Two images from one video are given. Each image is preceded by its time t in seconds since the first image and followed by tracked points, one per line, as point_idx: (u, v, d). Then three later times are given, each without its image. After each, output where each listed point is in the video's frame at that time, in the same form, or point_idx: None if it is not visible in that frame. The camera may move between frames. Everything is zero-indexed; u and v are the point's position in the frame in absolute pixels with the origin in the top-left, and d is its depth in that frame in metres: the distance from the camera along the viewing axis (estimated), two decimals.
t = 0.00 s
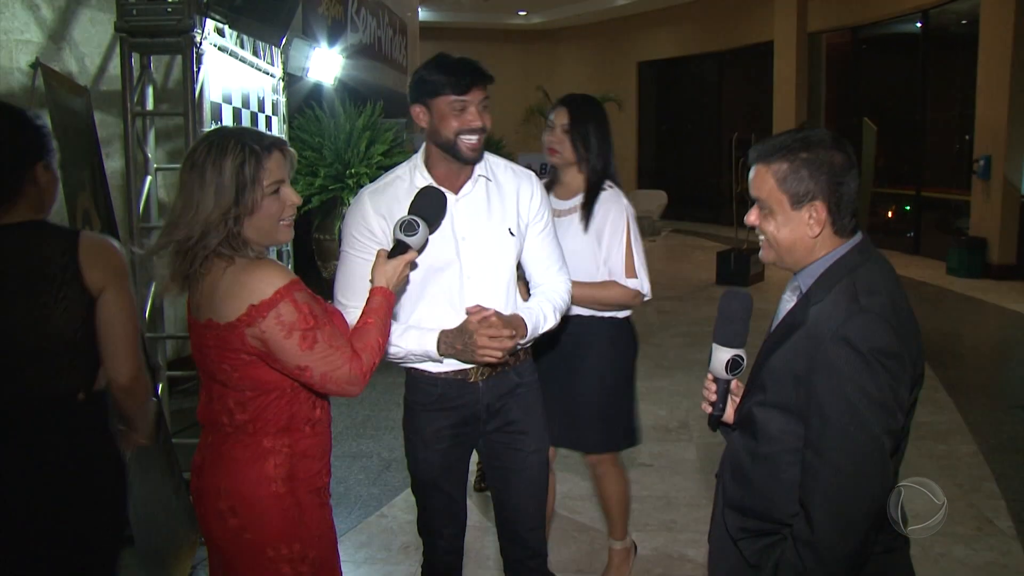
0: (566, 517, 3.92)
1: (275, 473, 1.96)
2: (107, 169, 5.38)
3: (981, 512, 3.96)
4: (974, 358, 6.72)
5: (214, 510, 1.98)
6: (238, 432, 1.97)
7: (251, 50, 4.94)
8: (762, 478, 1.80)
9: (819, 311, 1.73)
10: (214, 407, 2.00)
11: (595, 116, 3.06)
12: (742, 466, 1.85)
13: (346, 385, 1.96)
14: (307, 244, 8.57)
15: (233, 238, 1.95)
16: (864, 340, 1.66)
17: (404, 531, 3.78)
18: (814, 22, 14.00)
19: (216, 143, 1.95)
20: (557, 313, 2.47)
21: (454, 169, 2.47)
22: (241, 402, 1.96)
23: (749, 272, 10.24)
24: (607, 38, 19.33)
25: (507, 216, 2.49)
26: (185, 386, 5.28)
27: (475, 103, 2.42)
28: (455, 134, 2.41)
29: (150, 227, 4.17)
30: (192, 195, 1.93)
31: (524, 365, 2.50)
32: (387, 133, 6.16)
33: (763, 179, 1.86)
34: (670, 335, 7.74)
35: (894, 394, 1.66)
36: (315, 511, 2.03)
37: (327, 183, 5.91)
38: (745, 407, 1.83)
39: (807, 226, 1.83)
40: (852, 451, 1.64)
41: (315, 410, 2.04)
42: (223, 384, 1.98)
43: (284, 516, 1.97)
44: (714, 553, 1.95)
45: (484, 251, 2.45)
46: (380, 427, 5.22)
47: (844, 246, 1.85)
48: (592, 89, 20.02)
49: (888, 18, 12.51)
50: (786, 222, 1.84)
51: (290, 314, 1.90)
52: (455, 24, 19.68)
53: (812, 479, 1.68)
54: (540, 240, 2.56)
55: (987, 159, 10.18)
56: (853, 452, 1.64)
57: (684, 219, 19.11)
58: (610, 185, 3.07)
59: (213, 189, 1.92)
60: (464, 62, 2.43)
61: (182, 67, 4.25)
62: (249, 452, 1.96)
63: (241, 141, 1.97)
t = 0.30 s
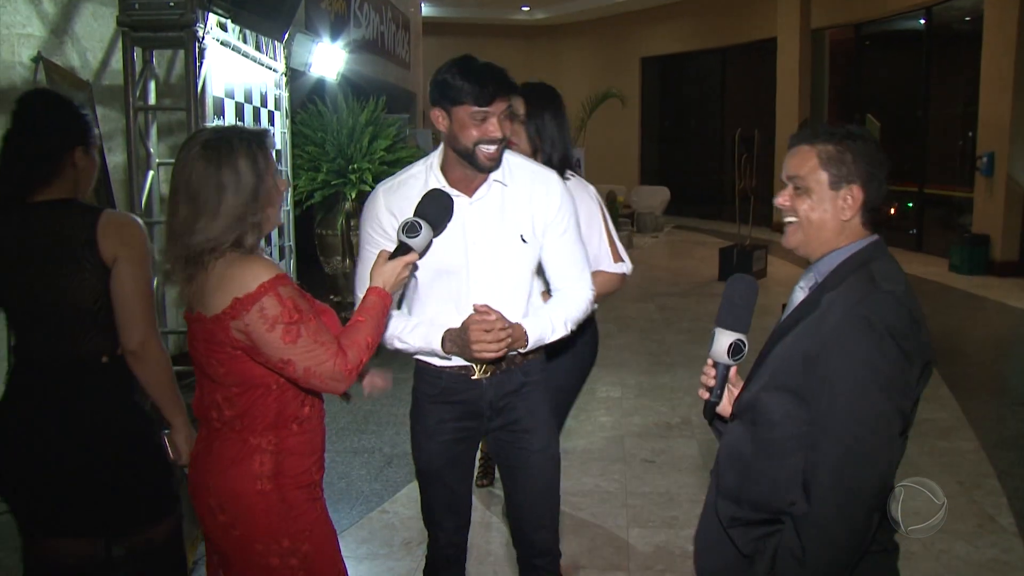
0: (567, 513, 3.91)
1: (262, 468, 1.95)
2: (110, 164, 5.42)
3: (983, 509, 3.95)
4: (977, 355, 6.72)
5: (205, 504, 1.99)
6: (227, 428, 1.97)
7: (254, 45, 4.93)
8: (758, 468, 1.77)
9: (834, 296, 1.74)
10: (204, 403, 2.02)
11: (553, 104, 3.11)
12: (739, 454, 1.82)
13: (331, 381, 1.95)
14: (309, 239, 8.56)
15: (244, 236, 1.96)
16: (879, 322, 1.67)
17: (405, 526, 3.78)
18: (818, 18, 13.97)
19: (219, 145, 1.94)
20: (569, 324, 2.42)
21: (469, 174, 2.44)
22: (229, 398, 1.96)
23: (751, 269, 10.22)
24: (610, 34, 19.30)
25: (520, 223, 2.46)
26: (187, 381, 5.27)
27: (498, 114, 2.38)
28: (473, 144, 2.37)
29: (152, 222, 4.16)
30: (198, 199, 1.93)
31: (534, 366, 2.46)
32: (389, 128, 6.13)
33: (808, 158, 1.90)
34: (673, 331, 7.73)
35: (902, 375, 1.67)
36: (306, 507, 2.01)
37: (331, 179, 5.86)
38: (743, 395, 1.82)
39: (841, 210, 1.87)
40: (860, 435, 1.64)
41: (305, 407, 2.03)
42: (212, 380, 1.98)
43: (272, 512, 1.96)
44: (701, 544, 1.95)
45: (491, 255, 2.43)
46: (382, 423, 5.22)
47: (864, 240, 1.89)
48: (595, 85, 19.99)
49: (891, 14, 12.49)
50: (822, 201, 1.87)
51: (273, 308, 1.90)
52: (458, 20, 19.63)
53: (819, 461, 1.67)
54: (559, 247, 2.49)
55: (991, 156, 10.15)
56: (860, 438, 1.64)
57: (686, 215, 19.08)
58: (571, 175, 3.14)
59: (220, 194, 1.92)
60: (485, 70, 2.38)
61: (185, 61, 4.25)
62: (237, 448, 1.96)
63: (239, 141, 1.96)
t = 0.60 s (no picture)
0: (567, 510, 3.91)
1: (263, 467, 1.96)
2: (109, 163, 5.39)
3: (982, 506, 3.95)
4: (976, 352, 6.72)
5: (206, 503, 1.99)
6: (226, 430, 1.97)
7: (253, 42, 4.92)
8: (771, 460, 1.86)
9: (864, 287, 1.85)
10: (202, 405, 2.02)
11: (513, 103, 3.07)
12: (746, 446, 1.89)
13: (318, 384, 1.95)
14: (309, 236, 8.56)
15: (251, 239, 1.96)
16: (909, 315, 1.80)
17: (406, 523, 3.78)
18: (817, 15, 13.96)
19: (227, 147, 1.94)
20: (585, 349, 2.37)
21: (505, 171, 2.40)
22: (225, 400, 1.96)
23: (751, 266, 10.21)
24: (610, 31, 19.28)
25: (546, 231, 2.40)
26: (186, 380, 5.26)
27: (525, 117, 2.31)
28: (500, 146, 2.34)
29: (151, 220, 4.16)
30: (200, 202, 1.92)
31: (557, 374, 2.41)
32: (389, 125, 6.11)
33: (822, 167, 1.97)
34: (673, 328, 7.73)
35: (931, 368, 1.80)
36: (309, 503, 2.02)
37: (330, 176, 5.87)
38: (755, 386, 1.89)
39: (852, 215, 1.95)
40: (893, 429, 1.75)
41: (303, 405, 2.03)
42: (207, 384, 1.98)
43: (273, 510, 1.96)
44: (701, 534, 1.97)
45: (513, 260, 2.40)
46: (383, 421, 5.22)
47: (858, 246, 1.97)
48: (595, 82, 19.98)
49: (891, 11, 12.49)
50: (834, 208, 1.95)
51: (263, 310, 1.90)
52: (458, 17, 19.60)
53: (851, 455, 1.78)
54: (591, 261, 2.41)
55: (990, 153, 10.14)
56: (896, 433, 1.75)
57: (686, 212, 19.08)
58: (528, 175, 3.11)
59: (228, 200, 1.93)
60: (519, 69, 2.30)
61: (184, 59, 4.25)
62: (236, 448, 1.96)
63: (243, 142, 1.97)
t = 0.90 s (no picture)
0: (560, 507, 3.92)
1: (263, 460, 1.96)
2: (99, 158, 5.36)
3: (973, 502, 3.96)
4: (966, 349, 6.74)
5: (202, 494, 2.00)
6: (225, 424, 1.97)
7: (245, 39, 4.91)
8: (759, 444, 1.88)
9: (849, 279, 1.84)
10: (199, 400, 2.01)
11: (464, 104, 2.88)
12: (732, 430, 1.93)
13: (321, 378, 1.98)
14: (302, 232, 8.54)
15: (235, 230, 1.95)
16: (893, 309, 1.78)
17: (397, 521, 3.78)
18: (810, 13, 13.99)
19: (216, 138, 1.93)
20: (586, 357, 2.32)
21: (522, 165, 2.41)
22: (226, 395, 1.96)
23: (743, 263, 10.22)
24: (602, 28, 19.30)
25: (553, 229, 2.37)
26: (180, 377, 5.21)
27: (503, 105, 2.36)
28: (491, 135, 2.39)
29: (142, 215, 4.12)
30: (188, 193, 1.91)
31: (557, 382, 2.38)
32: (381, 121, 6.08)
33: (790, 162, 1.97)
34: (665, 325, 7.74)
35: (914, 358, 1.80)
36: (308, 495, 2.04)
37: (322, 173, 5.84)
38: (750, 375, 1.91)
39: (829, 210, 1.97)
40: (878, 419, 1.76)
41: (301, 399, 2.05)
42: (207, 378, 1.97)
43: (272, 502, 1.97)
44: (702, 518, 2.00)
45: (520, 259, 2.39)
46: (374, 418, 5.21)
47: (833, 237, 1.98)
48: (588, 79, 19.97)
49: (883, 9, 12.51)
50: (815, 202, 1.95)
51: (268, 306, 1.90)
52: (451, 14, 19.58)
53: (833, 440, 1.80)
54: (601, 266, 2.35)
55: (981, 151, 10.17)
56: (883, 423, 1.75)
57: (679, 209, 19.09)
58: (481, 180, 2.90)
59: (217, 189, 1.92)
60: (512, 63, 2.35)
61: (175, 55, 4.23)
62: (235, 442, 1.97)
63: (230, 133, 1.96)
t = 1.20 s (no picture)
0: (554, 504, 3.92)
1: (270, 454, 1.96)
2: (92, 154, 5.35)
3: (965, 501, 3.98)
4: (959, 348, 6.75)
5: (200, 485, 1.99)
6: (233, 418, 1.96)
7: (239, 35, 4.91)
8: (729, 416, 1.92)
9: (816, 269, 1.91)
10: (207, 394, 1.99)
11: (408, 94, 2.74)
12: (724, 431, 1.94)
13: (339, 367, 1.99)
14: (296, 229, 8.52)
15: (238, 223, 1.93)
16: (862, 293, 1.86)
17: (390, 518, 3.78)
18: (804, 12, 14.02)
19: (209, 132, 1.92)
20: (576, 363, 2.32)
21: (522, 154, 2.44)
22: (236, 388, 1.94)
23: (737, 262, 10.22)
24: (597, 26, 19.31)
25: (551, 227, 2.38)
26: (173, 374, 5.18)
27: (501, 85, 2.41)
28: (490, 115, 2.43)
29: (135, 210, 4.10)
30: (184, 192, 1.91)
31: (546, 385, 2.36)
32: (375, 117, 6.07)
33: (762, 159, 1.99)
34: (659, 323, 7.74)
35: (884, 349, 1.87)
36: (310, 491, 2.03)
37: (316, 169, 5.67)
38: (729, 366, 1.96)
39: (801, 200, 2.00)
40: (837, 410, 1.82)
41: (310, 394, 2.05)
42: (217, 371, 1.95)
43: (278, 496, 1.97)
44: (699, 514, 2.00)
45: (521, 254, 2.38)
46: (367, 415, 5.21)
47: (808, 227, 2.02)
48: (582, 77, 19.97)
49: (878, 8, 12.54)
50: (787, 193, 1.98)
51: (285, 297, 1.89)
52: (445, 11, 19.56)
53: (788, 419, 1.86)
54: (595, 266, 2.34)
55: (975, 151, 10.19)
56: (835, 412, 1.82)
57: (673, 207, 19.11)
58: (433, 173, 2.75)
59: (212, 185, 1.91)
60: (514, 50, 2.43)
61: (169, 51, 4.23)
62: (244, 437, 1.95)
63: (229, 125, 1.95)
